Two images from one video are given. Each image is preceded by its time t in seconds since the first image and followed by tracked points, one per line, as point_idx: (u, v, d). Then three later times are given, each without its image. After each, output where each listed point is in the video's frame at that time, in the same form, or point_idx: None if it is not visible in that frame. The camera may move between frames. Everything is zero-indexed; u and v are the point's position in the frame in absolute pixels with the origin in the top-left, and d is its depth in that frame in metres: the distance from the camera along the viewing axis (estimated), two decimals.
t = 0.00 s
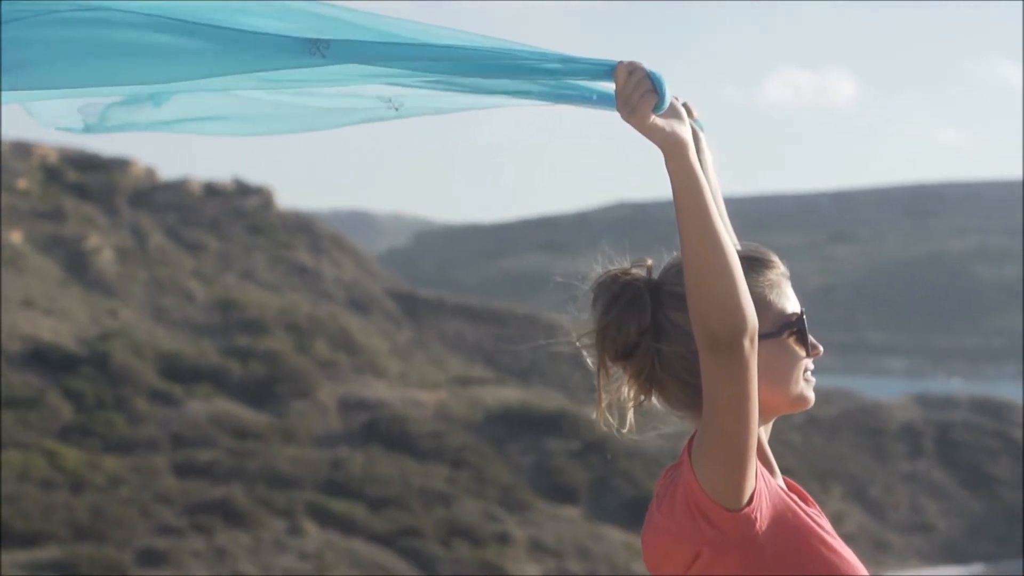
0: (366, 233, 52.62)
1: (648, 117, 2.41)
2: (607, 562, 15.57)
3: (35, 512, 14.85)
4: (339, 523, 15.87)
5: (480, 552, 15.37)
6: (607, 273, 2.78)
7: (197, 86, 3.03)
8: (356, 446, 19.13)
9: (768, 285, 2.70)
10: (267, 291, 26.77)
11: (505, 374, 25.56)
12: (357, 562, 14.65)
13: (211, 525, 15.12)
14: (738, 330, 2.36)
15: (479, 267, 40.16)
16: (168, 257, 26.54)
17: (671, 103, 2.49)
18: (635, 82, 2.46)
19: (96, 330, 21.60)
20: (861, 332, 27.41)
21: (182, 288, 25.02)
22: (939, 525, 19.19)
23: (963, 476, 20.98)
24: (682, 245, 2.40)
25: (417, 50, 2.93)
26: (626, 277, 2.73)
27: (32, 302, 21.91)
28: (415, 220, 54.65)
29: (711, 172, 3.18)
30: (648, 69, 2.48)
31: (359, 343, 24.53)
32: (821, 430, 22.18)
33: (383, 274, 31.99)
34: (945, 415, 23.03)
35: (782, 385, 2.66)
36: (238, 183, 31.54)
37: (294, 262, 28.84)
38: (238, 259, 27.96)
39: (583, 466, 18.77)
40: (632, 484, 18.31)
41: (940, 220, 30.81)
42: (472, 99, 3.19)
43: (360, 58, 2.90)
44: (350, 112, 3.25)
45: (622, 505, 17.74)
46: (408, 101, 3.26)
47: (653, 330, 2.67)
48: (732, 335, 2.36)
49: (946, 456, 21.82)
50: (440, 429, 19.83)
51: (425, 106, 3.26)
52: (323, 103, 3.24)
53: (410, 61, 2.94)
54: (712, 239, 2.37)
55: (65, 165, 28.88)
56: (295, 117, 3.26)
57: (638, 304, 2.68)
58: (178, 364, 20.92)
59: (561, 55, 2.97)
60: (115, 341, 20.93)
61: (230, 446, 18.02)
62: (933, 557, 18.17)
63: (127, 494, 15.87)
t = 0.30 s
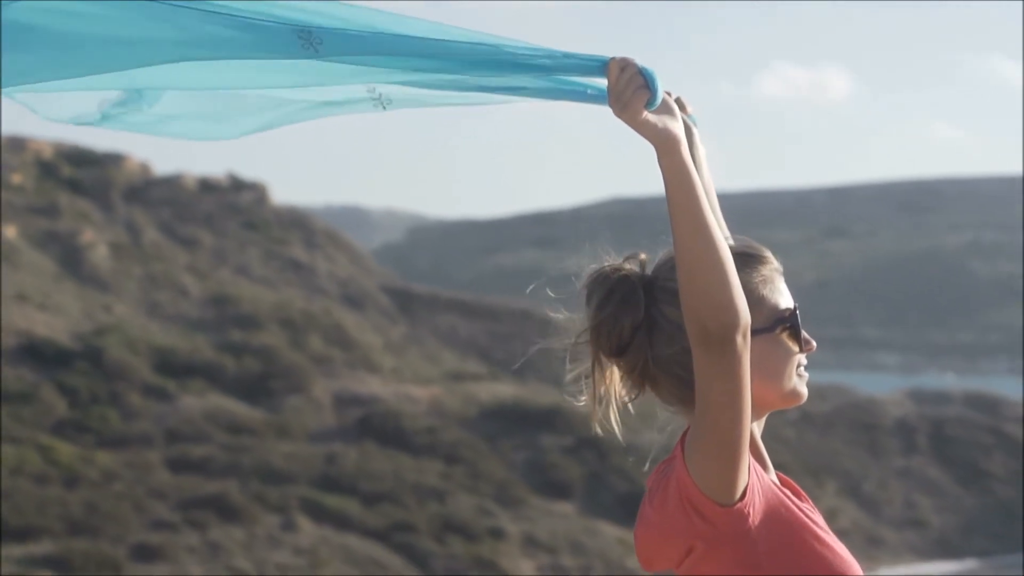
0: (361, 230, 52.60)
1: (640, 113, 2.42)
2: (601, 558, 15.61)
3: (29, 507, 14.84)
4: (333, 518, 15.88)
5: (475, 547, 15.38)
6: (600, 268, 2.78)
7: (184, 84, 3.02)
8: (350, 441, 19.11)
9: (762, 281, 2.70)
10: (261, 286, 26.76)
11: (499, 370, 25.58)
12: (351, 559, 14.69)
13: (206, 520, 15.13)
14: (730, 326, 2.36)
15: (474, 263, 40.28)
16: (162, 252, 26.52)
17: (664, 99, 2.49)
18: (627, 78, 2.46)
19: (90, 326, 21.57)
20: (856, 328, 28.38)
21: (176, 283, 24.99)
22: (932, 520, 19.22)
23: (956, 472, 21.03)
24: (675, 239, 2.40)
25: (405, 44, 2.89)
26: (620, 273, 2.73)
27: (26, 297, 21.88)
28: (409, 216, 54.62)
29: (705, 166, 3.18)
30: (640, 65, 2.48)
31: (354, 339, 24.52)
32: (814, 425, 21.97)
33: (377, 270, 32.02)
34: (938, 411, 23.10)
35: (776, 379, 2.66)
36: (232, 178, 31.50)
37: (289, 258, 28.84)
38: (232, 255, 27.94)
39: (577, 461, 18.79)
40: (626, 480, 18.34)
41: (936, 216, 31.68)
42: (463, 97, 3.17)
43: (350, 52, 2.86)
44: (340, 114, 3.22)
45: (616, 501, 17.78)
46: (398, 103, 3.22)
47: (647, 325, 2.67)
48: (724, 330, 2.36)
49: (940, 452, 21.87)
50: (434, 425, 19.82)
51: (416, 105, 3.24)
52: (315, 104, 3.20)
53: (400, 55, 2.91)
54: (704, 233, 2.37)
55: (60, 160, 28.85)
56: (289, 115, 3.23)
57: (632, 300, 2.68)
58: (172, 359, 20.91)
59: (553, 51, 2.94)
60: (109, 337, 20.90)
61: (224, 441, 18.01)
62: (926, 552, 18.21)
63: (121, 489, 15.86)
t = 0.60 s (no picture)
0: (355, 229, 52.55)
1: (633, 111, 2.42)
2: (595, 556, 15.63)
3: (23, 506, 14.84)
4: (327, 516, 15.88)
5: (470, 545, 15.38)
6: (595, 265, 2.78)
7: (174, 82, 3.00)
8: (345, 439, 19.09)
9: (756, 279, 2.70)
10: (256, 284, 26.75)
11: (494, 368, 25.59)
12: (346, 557, 14.70)
13: (200, 519, 15.13)
14: (723, 323, 2.36)
15: (469, 261, 40.36)
16: (157, 250, 26.48)
17: (656, 98, 2.49)
18: (620, 75, 2.46)
19: (84, 324, 21.54)
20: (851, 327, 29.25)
21: (170, 281, 24.97)
22: (927, 517, 19.27)
23: (950, 471, 21.07)
24: (667, 238, 2.40)
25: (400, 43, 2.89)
26: (615, 270, 2.72)
27: (20, 296, 21.85)
28: (404, 215, 54.62)
29: (698, 164, 3.19)
30: (634, 63, 2.48)
31: (348, 337, 24.51)
32: (809, 424, 22.02)
33: (372, 268, 32.01)
34: (932, 409, 23.15)
35: (769, 378, 2.66)
36: (226, 177, 31.45)
37: (283, 256, 28.83)
38: (227, 253, 27.90)
39: (572, 459, 18.80)
40: (620, 478, 18.36)
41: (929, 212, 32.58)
42: (454, 97, 3.18)
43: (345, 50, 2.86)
44: (327, 108, 3.23)
45: (610, 500, 17.80)
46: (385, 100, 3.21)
47: (640, 323, 2.68)
48: (717, 328, 2.36)
49: (934, 449, 21.90)
50: (429, 423, 19.82)
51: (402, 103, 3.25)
52: (301, 95, 3.19)
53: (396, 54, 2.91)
54: (698, 232, 2.37)
55: (54, 158, 28.78)
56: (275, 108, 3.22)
57: (626, 296, 2.68)
58: (167, 357, 20.88)
59: (544, 48, 2.97)
60: (103, 335, 20.87)
61: (218, 440, 17.99)
62: (921, 550, 18.24)
63: (116, 488, 15.83)
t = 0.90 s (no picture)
0: (348, 227, 52.56)
1: (626, 110, 2.42)
2: (589, 554, 15.63)
3: (17, 506, 14.83)
4: (321, 515, 15.88)
5: (464, 544, 15.38)
6: (588, 262, 2.78)
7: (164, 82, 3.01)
8: (338, 438, 19.08)
9: (749, 276, 2.70)
10: (250, 283, 26.74)
11: (488, 367, 25.59)
12: (340, 556, 14.70)
13: (194, 518, 15.13)
14: (716, 322, 2.37)
15: (463, 260, 40.46)
16: (151, 248, 26.45)
17: (650, 96, 2.49)
18: (613, 74, 2.46)
19: (78, 323, 21.51)
20: (844, 325, 30.12)
21: (164, 280, 24.95)
22: (921, 515, 19.31)
23: (943, 468, 21.12)
24: (659, 236, 2.41)
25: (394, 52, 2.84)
26: (609, 267, 2.73)
27: (13, 295, 21.83)
28: (398, 214, 54.66)
29: (690, 160, 3.19)
30: (626, 62, 2.48)
31: (342, 336, 24.51)
32: (802, 422, 22.05)
33: (366, 266, 32.05)
34: (925, 408, 23.21)
35: (762, 376, 2.66)
36: (220, 175, 31.43)
37: (277, 255, 28.83)
38: (220, 252, 27.88)
39: (566, 458, 18.82)
40: (613, 477, 18.38)
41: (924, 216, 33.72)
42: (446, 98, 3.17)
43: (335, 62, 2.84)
44: (312, 113, 3.23)
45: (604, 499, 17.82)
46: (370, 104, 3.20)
47: (633, 320, 2.68)
48: (710, 327, 2.36)
49: (928, 447, 21.93)
50: (422, 421, 19.81)
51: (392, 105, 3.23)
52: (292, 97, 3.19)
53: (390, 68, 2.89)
54: (690, 230, 2.37)
55: (48, 157, 28.74)
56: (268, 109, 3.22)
57: (619, 295, 2.69)
58: (160, 356, 20.85)
59: (544, 47, 2.82)
60: (97, 334, 20.84)
61: (212, 438, 17.98)
62: (914, 548, 18.27)
63: (109, 487, 15.81)
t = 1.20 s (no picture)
0: (342, 224, 52.51)
1: (619, 107, 2.43)
2: (583, 552, 15.66)
3: (10, 503, 14.83)
4: (315, 512, 15.90)
5: (457, 542, 15.40)
6: (580, 260, 2.79)
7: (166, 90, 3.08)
8: (332, 435, 19.08)
9: (743, 273, 2.69)
10: (245, 280, 26.74)
11: (483, 365, 25.62)
12: (334, 553, 14.72)
13: (187, 515, 15.15)
14: (709, 319, 2.37)
15: (457, 257, 40.51)
16: (144, 245, 26.41)
17: (643, 94, 2.49)
18: (606, 73, 2.47)
19: (71, 320, 21.48)
20: (837, 323, 30.68)
21: (158, 277, 24.94)
22: (914, 513, 19.36)
23: (937, 466, 21.16)
24: (652, 233, 2.41)
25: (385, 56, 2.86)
26: (601, 263, 2.73)
27: (7, 292, 21.79)
28: (393, 212, 54.68)
29: (683, 155, 3.20)
30: (619, 61, 2.48)
31: (336, 333, 24.50)
32: (797, 420, 22.07)
33: (360, 264, 32.04)
34: (919, 406, 23.24)
35: (755, 373, 2.65)
36: (214, 172, 31.35)
37: (271, 252, 28.81)
38: (214, 249, 27.84)
39: (559, 456, 18.84)
40: (607, 474, 18.40)
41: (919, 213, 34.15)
42: (433, 99, 3.20)
43: (325, 66, 2.89)
44: (305, 118, 3.27)
45: (597, 496, 17.83)
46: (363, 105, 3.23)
47: (627, 317, 2.68)
48: (704, 323, 2.37)
49: (922, 444, 21.96)
50: (417, 419, 19.82)
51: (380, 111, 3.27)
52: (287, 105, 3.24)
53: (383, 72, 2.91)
54: (683, 226, 2.38)
55: (42, 153, 28.65)
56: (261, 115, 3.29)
57: (612, 292, 2.69)
58: (154, 353, 20.85)
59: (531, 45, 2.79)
60: (91, 331, 20.81)
61: (206, 436, 17.98)
62: (908, 545, 18.30)
63: (104, 483, 15.81)
